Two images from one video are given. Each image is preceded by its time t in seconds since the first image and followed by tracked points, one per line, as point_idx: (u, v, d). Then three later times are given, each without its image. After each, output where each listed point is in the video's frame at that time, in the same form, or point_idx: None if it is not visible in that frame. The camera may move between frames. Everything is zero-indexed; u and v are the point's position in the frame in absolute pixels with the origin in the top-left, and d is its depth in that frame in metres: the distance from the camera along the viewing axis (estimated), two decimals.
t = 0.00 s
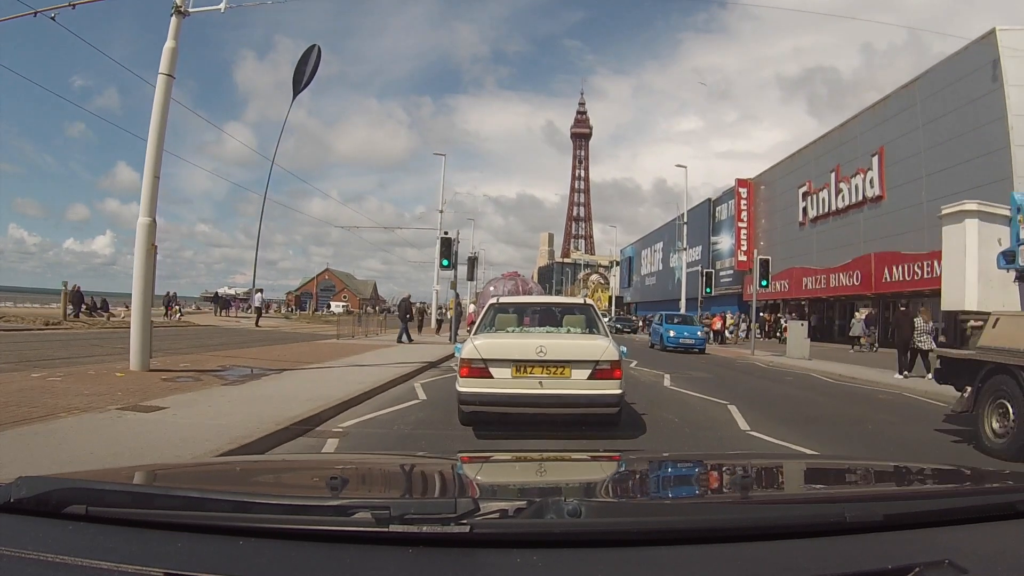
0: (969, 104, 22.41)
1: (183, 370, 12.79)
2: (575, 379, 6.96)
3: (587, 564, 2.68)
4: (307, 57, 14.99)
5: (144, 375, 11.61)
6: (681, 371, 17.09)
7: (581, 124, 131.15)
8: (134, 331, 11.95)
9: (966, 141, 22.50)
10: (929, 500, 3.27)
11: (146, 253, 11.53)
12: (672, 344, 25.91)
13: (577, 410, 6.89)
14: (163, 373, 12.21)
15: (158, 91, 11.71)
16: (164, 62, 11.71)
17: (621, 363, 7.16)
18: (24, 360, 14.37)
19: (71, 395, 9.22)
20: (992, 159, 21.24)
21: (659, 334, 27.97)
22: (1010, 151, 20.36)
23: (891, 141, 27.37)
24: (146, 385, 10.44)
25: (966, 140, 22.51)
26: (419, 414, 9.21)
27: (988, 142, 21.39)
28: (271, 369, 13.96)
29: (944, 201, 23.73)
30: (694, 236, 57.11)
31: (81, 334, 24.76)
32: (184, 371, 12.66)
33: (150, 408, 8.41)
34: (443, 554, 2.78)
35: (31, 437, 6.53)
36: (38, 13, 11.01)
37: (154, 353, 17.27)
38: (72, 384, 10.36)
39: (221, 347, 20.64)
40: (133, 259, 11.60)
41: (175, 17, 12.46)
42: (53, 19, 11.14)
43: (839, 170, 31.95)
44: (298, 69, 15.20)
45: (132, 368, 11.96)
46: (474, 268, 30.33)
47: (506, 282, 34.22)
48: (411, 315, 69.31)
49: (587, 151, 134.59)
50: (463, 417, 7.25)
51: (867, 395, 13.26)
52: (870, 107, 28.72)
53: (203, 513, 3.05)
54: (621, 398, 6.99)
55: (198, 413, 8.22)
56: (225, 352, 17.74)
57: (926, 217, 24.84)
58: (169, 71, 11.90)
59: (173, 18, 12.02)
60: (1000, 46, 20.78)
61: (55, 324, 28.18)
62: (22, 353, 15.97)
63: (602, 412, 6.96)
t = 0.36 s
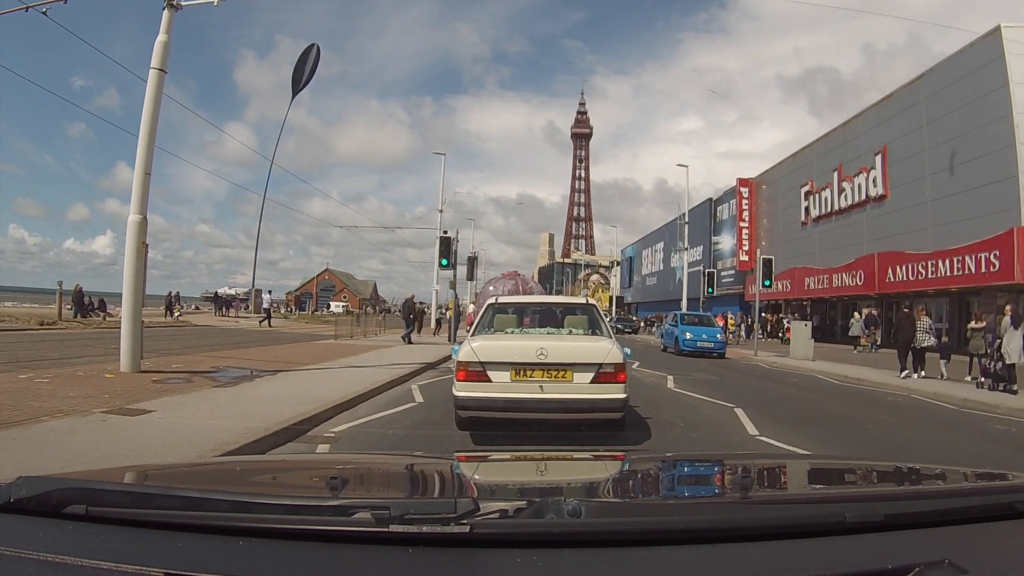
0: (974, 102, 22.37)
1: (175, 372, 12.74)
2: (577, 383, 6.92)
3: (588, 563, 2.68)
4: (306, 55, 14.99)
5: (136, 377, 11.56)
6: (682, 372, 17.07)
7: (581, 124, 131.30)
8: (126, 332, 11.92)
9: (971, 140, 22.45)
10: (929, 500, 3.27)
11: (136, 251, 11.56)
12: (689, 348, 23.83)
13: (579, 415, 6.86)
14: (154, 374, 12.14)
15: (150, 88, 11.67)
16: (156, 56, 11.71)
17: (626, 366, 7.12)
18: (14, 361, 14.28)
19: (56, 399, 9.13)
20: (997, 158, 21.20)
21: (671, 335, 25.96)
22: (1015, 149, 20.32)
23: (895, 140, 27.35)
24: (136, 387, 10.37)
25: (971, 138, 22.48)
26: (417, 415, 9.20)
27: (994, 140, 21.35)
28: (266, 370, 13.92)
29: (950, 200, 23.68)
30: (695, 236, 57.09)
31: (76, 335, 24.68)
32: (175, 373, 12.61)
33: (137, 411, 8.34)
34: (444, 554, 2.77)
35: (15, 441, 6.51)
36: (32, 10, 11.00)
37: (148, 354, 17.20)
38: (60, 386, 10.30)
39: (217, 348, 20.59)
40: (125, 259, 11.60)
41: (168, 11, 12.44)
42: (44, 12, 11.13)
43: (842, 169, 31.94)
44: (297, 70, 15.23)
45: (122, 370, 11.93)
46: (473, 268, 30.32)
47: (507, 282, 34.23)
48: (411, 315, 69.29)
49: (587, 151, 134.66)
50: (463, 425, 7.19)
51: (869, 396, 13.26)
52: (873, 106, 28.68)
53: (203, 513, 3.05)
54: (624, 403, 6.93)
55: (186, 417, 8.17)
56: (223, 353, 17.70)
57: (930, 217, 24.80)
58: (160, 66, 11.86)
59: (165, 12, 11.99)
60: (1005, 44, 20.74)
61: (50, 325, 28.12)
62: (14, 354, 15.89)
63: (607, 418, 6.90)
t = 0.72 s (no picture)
0: (978, 100, 22.34)
1: (166, 373, 12.70)
2: (579, 385, 6.92)
3: (588, 563, 2.68)
4: (305, 53, 14.98)
5: (127, 378, 11.53)
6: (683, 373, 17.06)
7: (581, 124, 131.31)
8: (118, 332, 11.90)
9: (976, 139, 22.43)
10: (931, 500, 3.26)
11: (129, 249, 11.56)
12: (710, 353, 21.62)
13: (581, 418, 6.84)
14: (146, 375, 12.10)
15: (143, 82, 11.67)
16: (149, 51, 11.70)
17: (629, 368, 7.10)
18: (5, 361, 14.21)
19: (45, 400, 9.10)
20: (1002, 157, 21.18)
21: (687, 337, 23.75)
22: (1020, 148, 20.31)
23: (897, 139, 27.35)
24: (126, 389, 10.32)
25: (975, 137, 22.46)
26: (416, 416, 9.20)
27: (998, 139, 21.32)
28: (261, 371, 13.87)
29: (954, 200, 23.66)
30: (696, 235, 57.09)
31: (71, 335, 24.63)
32: (167, 373, 12.57)
33: (125, 413, 8.30)
34: (444, 554, 2.77)
35: (3, 444, 6.48)
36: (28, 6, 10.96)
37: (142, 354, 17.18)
38: (49, 387, 10.27)
39: (213, 347, 20.56)
40: (116, 257, 11.59)
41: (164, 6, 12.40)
42: (37, 7, 11.14)
43: (844, 169, 31.93)
44: (296, 69, 15.22)
45: (114, 370, 11.91)
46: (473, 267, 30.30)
47: (507, 282, 34.21)
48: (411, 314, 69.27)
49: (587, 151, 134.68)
50: (460, 428, 7.21)
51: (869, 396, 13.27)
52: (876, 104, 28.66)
53: (202, 513, 3.05)
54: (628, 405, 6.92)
55: (175, 419, 8.13)
56: (219, 354, 17.66)
57: (934, 216, 24.77)
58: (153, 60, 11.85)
59: (160, 6, 11.97)
60: (1010, 42, 20.71)
61: (44, 324, 28.08)
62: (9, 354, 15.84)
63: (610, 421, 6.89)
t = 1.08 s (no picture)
0: (981, 98, 22.31)
1: (160, 374, 12.69)
2: (580, 388, 6.92)
3: (588, 562, 2.69)
4: (305, 54, 14.99)
5: (120, 379, 11.51)
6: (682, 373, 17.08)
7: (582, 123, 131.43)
8: (111, 334, 11.91)
9: (979, 137, 22.41)
10: (931, 500, 3.26)
11: (122, 248, 11.57)
12: (732, 359, 19.18)
13: (582, 421, 6.83)
14: (139, 377, 12.08)
15: (137, 78, 11.65)
16: (143, 47, 11.70)
17: (633, 370, 7.09)
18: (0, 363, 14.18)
19: (34, 403, 9.09)
20: (1005, 155, 21.16)
21: (704, 338, 21.42)
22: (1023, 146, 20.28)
23: (899, 137, 27.34)
24: (118, 391, 10.30)
25: (979, 136, 22.41)
26: (414, 418, 9.20)
27: (1001, 138, 21.31)
28: (256, 373, 13.86)
29: (957, 199, 23.65)
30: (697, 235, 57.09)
31: (68, 335, 24.66)
32: (160, 375, 12.55)
33: (114, 416, 8.28)
34: (445, 553, 2.77)
35: None
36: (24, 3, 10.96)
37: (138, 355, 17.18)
38: (39, 389, 10.26)
39: (210, 348, 20.56)
40: (110, 256, 11.60)
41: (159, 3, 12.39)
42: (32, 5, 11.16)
43: (846, 168, 31.93)
44: (296, 68, 15.22)
45: (108, 372, 11.91)
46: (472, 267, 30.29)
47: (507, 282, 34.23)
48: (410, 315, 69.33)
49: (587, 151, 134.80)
50: (456, 431, 7.22)
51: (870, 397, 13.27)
52: (877, 103, 28.64)
53: (203, 514, 3.05)
54: (630, 407, 6.91)
55: (164, 422, 8.11)
56: (215, 355, 17.67)
57: (936, 216, 24.76)
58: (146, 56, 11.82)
59: (154, 2, 11.97)
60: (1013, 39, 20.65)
61: (41, 324, 28.11)
62: (5, 355, 15.82)
63: (611, 424, 6.88)
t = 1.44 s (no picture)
0: (983, 97, 22.30)
1: (155, 375, 12.66)
2: (582, 391, 6.91)
3: (588, 562, 2.68)
4: (304, 54, 14.99)
5: (114, 380, 11.50)
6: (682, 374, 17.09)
7: (582, 123, 131.45)
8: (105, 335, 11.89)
9: (981, 137, 22.40)
10: (931, 500, 3.25)
11: (117, 247, 11.56)
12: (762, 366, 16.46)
13: (583, 424, 6.82)
14: (134, 378, 12.07)
15: (132, 74, 11.65)
16: (138, 43, 11.70)
17: (635, 373, 7.09)
18: None
19: (26, 404, 9.07)
20: (1007, 155, 21.15)
21: (728, 342, 18.67)
22: None
23: (901, 137, 27.33)
24: (112, 392, 10.28)
25: (981, 135, 22.41)
26: (412, 419, 9.22)
27: (1004, 138, 21.29)
28: (252, 373, 13.85)
29: (959, 199, 23.64)
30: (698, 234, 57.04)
31: (66, 336, 24.65)
32: (156, 376, 12.53)
33: (107, 418, 8.26)
34: (444, 554, 2.77)
35: None
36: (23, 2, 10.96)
37: (134, 355, 17.15)
38: (31, 390, 10.22)
39: (207, 348, 20.52)
40: (104, 255, 11.59)
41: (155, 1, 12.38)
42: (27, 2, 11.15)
43: (847, 167, 31.92)
44: (296, 66, 15.21)
45: (103, 373, 11.89)
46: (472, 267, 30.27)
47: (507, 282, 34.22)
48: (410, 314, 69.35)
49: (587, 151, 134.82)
50: (455, 432, 7.23)
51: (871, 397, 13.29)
52: (879, 102, 28.63)
53: (202, 513, 3.04)
54: (632, 409, 6.90)
55: (157, 424, 8.08)
56: (212, 355, 17.66)
57: (939, 215, 24.73)
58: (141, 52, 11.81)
59: None
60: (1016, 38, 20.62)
61: (38, 324, 28.06)
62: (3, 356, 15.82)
63: (611, 426, 6.88)
